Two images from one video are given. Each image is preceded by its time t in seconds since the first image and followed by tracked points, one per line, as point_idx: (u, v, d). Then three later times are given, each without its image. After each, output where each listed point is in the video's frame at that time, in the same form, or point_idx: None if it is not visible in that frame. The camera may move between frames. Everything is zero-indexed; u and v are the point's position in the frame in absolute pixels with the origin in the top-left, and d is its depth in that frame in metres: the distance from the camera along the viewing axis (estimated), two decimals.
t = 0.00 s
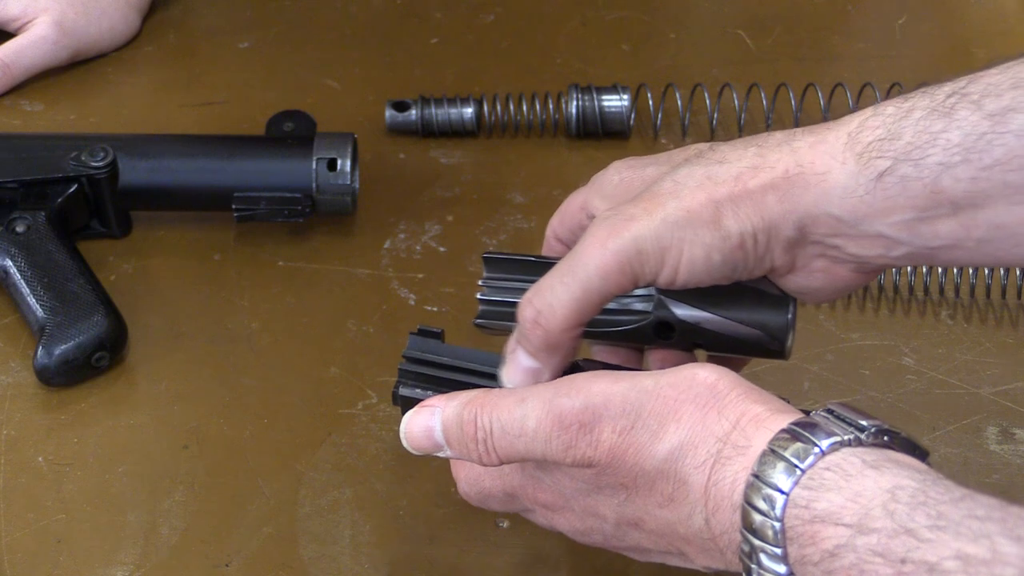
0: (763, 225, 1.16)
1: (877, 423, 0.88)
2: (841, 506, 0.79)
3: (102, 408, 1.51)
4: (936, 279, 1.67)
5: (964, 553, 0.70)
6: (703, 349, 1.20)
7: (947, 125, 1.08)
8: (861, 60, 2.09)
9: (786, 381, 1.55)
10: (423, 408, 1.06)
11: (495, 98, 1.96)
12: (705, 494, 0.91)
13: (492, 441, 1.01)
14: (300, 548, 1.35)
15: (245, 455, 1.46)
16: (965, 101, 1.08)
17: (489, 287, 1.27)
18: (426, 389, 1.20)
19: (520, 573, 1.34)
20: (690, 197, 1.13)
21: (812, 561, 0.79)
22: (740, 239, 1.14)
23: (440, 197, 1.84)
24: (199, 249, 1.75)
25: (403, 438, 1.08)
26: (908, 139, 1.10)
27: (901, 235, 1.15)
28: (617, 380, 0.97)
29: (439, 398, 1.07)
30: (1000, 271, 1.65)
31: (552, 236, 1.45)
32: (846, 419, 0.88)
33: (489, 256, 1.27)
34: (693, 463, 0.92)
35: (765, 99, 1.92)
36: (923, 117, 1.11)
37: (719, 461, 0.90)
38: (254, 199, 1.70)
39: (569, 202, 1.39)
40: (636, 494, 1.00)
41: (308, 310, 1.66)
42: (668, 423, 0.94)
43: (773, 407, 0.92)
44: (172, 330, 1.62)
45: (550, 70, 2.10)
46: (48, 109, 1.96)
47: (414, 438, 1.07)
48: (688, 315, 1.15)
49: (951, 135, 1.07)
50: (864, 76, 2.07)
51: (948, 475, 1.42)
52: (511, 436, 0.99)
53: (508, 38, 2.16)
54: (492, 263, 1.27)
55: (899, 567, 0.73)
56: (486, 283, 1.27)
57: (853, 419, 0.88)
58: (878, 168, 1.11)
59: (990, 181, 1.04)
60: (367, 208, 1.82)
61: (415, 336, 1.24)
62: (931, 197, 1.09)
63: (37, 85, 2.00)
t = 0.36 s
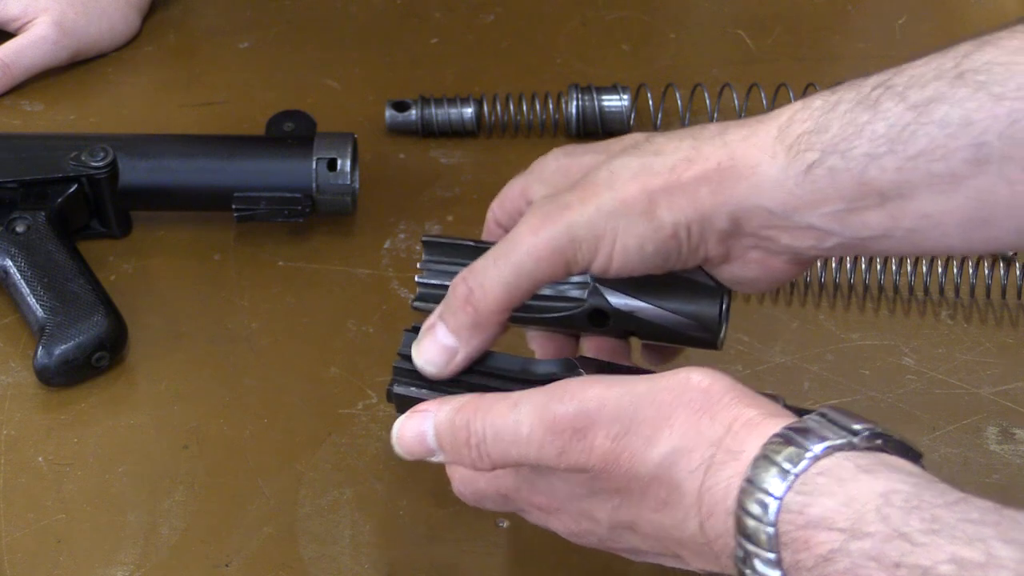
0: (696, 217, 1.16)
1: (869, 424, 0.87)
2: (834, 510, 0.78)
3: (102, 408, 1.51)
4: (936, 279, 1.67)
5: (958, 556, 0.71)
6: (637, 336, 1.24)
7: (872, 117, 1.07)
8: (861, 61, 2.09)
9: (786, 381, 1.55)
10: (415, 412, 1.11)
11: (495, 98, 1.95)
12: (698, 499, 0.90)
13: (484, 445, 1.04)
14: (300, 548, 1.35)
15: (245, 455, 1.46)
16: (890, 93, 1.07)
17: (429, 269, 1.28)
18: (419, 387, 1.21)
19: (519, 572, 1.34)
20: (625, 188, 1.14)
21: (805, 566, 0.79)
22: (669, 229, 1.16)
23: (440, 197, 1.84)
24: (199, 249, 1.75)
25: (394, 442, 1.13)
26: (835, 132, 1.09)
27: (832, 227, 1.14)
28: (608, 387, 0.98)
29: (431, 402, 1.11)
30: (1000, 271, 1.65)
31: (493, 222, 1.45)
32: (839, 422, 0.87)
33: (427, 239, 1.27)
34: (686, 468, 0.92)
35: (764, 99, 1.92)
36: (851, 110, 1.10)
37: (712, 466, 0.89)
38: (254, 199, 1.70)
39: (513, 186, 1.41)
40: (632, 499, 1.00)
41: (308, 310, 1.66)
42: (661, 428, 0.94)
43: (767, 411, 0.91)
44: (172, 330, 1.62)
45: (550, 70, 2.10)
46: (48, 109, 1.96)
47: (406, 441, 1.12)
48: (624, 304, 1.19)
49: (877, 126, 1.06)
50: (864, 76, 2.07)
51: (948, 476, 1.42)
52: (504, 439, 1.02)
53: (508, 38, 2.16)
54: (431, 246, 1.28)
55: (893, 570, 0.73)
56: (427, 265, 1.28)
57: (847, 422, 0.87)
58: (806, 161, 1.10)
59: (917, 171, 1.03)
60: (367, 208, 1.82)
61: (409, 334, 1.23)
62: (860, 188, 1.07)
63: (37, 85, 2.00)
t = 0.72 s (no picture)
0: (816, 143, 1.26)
1: (812, 460, 0.86)
2: (785, 557, 0.78)
3: (102, 408, 1.51)
4: (936, 280, 1.67)
5: None
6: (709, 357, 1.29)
7: (998, 60, 1.19)
8: (861, 61, 2.09)
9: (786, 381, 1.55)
10: (374, 471, 1.10)
11: (495, 98, 1.95)
12: (658, 549, 0.91)
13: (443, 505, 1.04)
14: (300, 548, 1.35)
15: (245, 455, 1.46)
16: (1015, 41, 1.20)
17: (497, 287, 1.31)
18: (389, 428, 1.17)
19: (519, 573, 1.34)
20: (750, 111, 1.29)
21: None
22: (789, 153, 1.26)
23: (440, 197, 1.84)
24: (199, 249, 1.75)
25: (358, 502, 1.13)
26: (961, 71, 1.20)
27: (950, 170, 1.22)
28: (556, 446, 0.97)
29: (388, 460, 1.10)
30: (1000, 271, 1.65)
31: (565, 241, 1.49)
32: (782, 460, 0.86)
33: (501, 258, 1.31)
34: (642, 521, 0.92)
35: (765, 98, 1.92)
36: (976, 54, 1.22)
37: (666, 519, 0.90)
38: (254, 199, 1.70)
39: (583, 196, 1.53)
40: (598, 542, 1.01)
41: (308, 310, 1.66)
42: (614, 485, 0.94)
43: (720, 454, 0.90)
44: (172, 330, 1.62)
45: (550, 70, 2.10)
46: (48, 109, 1.96)
47: (368, 502, 1.12)
48: (703, 320, 1.25)
49: (1002, 68, 1.18)
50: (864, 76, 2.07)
51: (947, 476, 1.42)
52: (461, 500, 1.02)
53: (508, 39, 2.16)
54: (502, 265, 1.32)
55: None
56: (494, 284, 1.31)
57: (789, 459, 0.86)
58: (931, 96, 1.20)
59: None
60: (367, 209, 1.82)
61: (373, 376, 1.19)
62: (982, 130, 1.17)
63: (37, 85, 2.00)
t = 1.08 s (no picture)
0: (869, 83, 1.31)
1: (797, 518, 0.87)
2: None
3: (102, 407, 1.51)
4: (936, 280, 1.67)
5: None
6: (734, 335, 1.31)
7: None
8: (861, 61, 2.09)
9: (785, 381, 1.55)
10: (370, 520, 1.11)
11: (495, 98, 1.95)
12: None
13: (441, 568, 1.07)
14: (300, 548, 1.36)
15: (245, 455, 1.46)
16: None
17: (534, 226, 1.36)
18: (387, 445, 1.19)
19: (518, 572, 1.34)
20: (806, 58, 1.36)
21: None
22: (846, 87, 1.31)
23: (440, 197, 1.84)
24: (199, 249, 1.75)
25: (355, 551, 1.13)
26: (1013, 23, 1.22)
27: (993, 119, 1.24)
28: (549, 518, 0.98)
29: (381, 513, 1.10)
30: (1001, 271, 1.65)
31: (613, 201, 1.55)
32: (764, 522, 0.87)
33: (541, 199, 1.36)
34: None
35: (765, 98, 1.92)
36: None
37: None
38: (254, 199, 1.71)
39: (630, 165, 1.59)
40: None
41: (308, 310, 1.66)
42: (607, 556, 0.96)
43: (713, 516, 0.91)
44: (173, 330, 1.62)
45: (550, 70, 2.09)
46: (48, 109, 1.96)
47: (364, 550, 1.12)
48: (736, 288, 1.29)
49: None
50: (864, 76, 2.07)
51: (947, 477, 1.42)
52: (459, 566, 1.04)
53: (508, 39, 2.16)
54: (545, 206, 1.36)
55: None
56: (532, 224, 1.36)
57: (771, 521, 0.87)
58: (982, 45, 1.23)
59: None
60: (367, 208, 1.82)
61: (368, 392, 1.21)
62: None
63: (37, 85, 2.00)
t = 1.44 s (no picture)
0: (806, 73, 1.32)
1: (779, 531, 0.85)
2: None
3: (102, 408, 1.51)
4: (936, 280, 1.67)
5: None
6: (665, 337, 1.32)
7: None
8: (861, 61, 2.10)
9: (785, 381, 1.55)
10: (349, 504, 1.11)
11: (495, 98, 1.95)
12: None
13: (421, 555, 1.07)
14: (300, 549, 1.35)
15: (245, 455, 1.46)
16: None
17: (454, 259, 1.34)
18: (376, 417, 1.22)
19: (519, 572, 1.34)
20: (738, 61, 1.36)
21: None
22: (785, 84, 1.31)
23: (440, 197, 1.84)
24: (199, 249, 1.75)
25: (331, 532, 1.13)
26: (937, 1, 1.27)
27: (921, 95, 1.29)
28: (532, 515, 0.97)
29: (364, 496, 1.10)
30: (1001, 271, 1.65)
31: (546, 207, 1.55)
32: (746, 532, 0.85)
33: (458, 229, 1.35)
34: None
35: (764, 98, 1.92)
36: None
37: None
38: (254, 199, 1.71)
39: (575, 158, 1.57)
40: None
41: (308, 311, 1.66)
42: (588, 557, 0.96)
43: (697, 523, 0.89)
44: (173, 330, 1.62)
45: (550, 70, 2.10)
46: (48, 109, 1.96)
47: (343, 534, 1.12)
48: (656, 304, 1.28)
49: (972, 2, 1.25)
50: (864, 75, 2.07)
51: (947, 477, 1.42)
52: (440, 555, 1.05)
53: (508, 39, 2.16)
54: (461, 235, 1.35)
55: None
56: (453, 257, 1.34)
57: (754, 532, 0.85)
58: (911, 24, 1.28)
59: (1004, 44, 1.21)
60: (367, 208, 1.83)
61: (362, 363, 1.24)
62: (954, 56, 1.24)
63: (37, 85, 2.00)
